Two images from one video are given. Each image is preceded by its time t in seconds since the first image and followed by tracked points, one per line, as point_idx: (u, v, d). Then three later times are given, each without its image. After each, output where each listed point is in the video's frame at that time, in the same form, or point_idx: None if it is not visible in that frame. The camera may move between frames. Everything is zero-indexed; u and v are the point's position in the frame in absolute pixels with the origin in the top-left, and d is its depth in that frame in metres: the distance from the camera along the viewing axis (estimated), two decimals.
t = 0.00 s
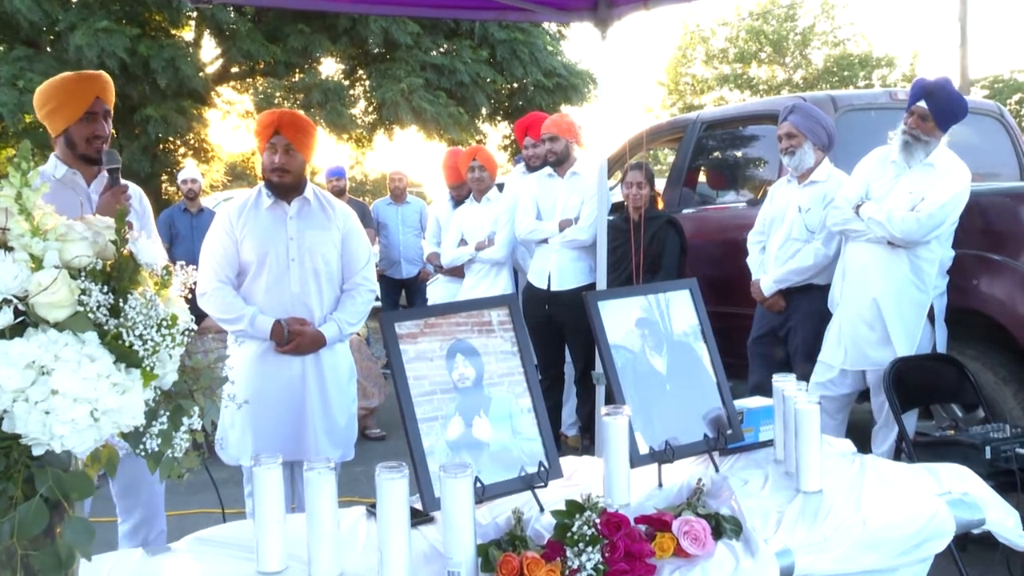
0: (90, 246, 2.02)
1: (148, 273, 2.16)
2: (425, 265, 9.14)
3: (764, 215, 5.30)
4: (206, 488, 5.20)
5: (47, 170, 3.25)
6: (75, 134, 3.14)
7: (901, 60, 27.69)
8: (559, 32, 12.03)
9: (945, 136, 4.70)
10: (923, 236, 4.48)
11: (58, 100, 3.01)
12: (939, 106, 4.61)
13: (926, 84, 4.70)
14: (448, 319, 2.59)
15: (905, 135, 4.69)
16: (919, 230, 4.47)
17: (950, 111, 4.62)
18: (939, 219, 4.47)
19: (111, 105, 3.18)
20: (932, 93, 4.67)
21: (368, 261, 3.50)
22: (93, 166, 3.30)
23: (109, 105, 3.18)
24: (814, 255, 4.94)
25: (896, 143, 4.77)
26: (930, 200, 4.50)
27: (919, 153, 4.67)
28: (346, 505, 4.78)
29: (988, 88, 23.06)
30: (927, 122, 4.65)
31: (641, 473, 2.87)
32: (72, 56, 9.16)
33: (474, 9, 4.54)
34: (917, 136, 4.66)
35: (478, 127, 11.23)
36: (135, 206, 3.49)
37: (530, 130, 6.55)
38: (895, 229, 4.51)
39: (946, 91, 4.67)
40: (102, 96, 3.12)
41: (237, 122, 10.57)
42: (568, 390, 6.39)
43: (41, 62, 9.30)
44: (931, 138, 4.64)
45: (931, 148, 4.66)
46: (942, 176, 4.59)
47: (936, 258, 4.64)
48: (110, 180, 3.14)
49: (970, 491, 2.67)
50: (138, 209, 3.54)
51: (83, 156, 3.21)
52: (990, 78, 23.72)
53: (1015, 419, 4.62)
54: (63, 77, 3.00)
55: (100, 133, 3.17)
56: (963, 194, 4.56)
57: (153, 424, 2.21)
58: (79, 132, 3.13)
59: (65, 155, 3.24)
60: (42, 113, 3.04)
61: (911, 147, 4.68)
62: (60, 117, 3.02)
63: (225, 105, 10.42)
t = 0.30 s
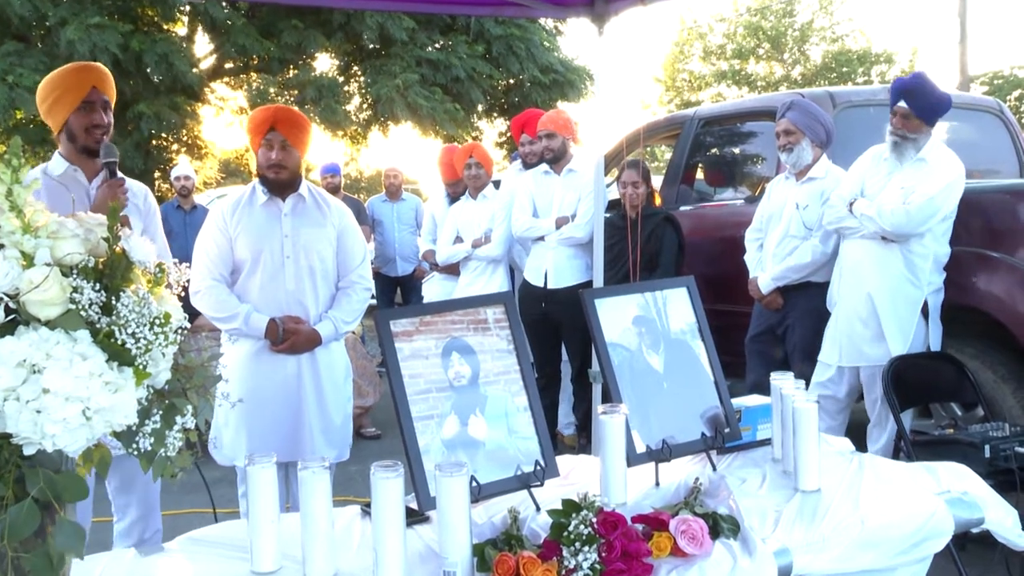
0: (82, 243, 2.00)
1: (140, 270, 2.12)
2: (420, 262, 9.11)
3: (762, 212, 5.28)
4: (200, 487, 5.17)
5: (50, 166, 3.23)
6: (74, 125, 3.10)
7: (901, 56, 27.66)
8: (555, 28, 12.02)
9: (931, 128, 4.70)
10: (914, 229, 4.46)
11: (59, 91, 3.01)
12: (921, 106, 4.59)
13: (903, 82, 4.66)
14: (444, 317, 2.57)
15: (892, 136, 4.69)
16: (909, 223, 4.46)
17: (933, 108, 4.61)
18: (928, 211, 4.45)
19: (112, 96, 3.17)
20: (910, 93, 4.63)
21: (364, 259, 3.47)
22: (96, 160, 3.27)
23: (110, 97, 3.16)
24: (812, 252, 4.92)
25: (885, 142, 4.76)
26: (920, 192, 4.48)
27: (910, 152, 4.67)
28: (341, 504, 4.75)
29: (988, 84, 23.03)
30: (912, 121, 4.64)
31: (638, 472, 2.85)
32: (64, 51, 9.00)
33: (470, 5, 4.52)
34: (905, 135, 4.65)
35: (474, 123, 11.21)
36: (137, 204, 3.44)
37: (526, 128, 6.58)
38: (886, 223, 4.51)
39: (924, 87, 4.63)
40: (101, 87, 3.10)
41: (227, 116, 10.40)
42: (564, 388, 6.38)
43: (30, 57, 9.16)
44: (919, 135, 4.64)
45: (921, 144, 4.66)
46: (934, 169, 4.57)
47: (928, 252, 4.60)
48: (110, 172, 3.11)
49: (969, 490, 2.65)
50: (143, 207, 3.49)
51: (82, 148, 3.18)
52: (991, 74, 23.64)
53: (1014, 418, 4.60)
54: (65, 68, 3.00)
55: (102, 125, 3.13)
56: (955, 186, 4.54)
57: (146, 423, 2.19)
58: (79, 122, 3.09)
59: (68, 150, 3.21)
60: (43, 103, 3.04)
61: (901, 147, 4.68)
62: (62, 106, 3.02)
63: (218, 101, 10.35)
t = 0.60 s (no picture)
0: (76, 239, 1.98)
1: (134, 266, 2.08)
2: (417, 259, 9.09)
3: (762, 209, 5.26)
4: (195, 486, 5.15)
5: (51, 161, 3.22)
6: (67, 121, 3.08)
7: (902, 51, 27.57)
8: (554, 23, 12.00)
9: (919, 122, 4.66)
10: (912, 223, 4.45)
11: (56, 85, 2.99)
12: (899, 108, 4.57)
13: (876, 87, 4.65)
14: (441, 314, 2.55)
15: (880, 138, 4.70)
16: (907, 217, 4.46)
17: (912, 105, 4.58)
18: (926, 204, 4.43)
19: (111, 94, 3.12)
20: (885, 97, 4.63)
21: (360, 255, 3.44)
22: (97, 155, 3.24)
23: (108, 95, 3.11)
24: (812, 249, 4.90)
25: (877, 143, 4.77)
26: (916, 185, 4.47)
27: (900, 151, 4.65)
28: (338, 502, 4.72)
29: (990, 79, 22.96)
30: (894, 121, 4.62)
31: (636, 470, 2.83)
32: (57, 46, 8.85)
33: None
34: (891, 136, 4.65)
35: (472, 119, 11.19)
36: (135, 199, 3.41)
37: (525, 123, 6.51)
38: (884, 218, 4.50)
39: (897, 87, 4.61)
40: (98, 84, 3.06)
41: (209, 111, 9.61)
42: (562, 385, 6.35)
43: (22, 51, 9.03)
44: (905, 133, 4.62)
45: (910, 140, 4.64)
46: (929, 161, 4.56)
47: (931, 247, 4.60)
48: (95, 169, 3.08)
49: (971, 488, 2.63)
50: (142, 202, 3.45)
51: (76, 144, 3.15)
52: (993, 69, 23.55)
53: (1016, 416, 4.58)
54: (64, 61, 2.98)
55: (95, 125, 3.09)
56: (953, 177, 4.52)
57: (140, 422, 2.18)
58: (72, 119, 3.06)
59: (69, 146, 3.19)
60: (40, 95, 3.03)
61: (891, 148, 4.68)
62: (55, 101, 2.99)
63: (213, 96, 10.32)
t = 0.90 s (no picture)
0: (70, 237, 1.96)
1: (130, 264, 2.07)
2: (414, 257, 9.07)
3: (762, 207, 5.23)
4: (190, 486, 5.12)
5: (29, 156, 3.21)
6: (47, 117, 3.06)
7: (903, 47, 27.42)
8: (552, 18, 11.98)
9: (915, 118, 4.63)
10: (914, 220, 4.43)
11: (38, 80, 2.97)
12: (891, 108, 4.55)
13: (866, 91, 4.65)
14: (438, 312, 2.54)
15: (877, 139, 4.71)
16: (909, 214, 4.44)
17: (904, 103, 4.56)
18: (928, 200, 4.41)
19: (94, 96, 3.10)
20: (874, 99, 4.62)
21: (356, 253, 3.38)
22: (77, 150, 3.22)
23: (91, 96, 3.09)
24: (813, 247, 4.88)
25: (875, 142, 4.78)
26: (917, 180, 4.45)
27: (897, 150, 4.66)
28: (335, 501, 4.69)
29: (992, 75, 22.86)
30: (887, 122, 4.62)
31: (636, 469, 2.81)
32: (52, 42, 8.90)
33: None
34: (887, 136, 4.65)
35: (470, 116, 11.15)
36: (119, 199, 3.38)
37: (523, 118, 6.43)
38: (886, 216, 4.48)
39: (886, 87, 4.59)
40: (80, 83, 3.04)
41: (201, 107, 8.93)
42: (561, 384, 6.33)
43: (15, 47, 9.06)
44: (901, 131, 4.62)
45: (907, 138, 4.63)
46: (929, 157, 4.54)
47: (934, 244, 4.58)
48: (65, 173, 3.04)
49: (972, 488, 2.61)
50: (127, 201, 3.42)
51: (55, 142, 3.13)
52: (996, 65, 23.40)
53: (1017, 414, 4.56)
54: (48, 58, 2.97)
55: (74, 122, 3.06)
56: (955, 172, 4.52)
57: (135, 421, 2.18)
58: (51, 115, 3.04)
59: (48, 142, 3.17)
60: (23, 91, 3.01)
61: (888, 148, 4.69)
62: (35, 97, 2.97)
63: (208, 93, 10.36)
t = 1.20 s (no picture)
0: (56, 235, 1.89)
1: (119, 263, 2.00)
2: (409, 256, 9.01)
3: (765, 203, 5.14)
4: (180, 489, 5.03)
5: None
6: None
7: (907, 42, 27.33)
8: (549, 13, 11.91)
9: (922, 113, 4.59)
10: (923, 218, 4.38)
11: None
12: (899, 105, 4.50)
13: (872, 87, 4.58)
14: (434, 312, 2.49)
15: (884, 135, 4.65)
16: (918, 212, 4.38)
17: (912, 99, 4.50)
18: (938, 198, 4.36)
19: (36, 84, 3.00)
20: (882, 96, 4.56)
21: (350, 251, 3.18)
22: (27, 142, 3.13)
23: (33, 84, 2.99)
24: (816, 245, 4.81)
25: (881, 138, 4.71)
26: (927, 178, 4.39)
27: (904, 146, 4.61)
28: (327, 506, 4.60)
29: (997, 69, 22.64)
30: (895, 118, 4.56)
31: (635, 471, 2.76)
32: (35, 35, 8.67)
33: None
34: (894, 133, 4.60)
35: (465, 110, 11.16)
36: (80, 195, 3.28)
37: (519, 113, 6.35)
38: (893, 213, 4.42)
39: (894, 82, 4.53)
40: (21, 72, 2.95)
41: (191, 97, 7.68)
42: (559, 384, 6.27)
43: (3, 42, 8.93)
44: (908, 128, 4.57)
45: (913, 135, 4.58)
46: (937, 153, 4.48)
47: (940, 242, 4.52)
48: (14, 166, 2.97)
49: (979, 491, 2.56)
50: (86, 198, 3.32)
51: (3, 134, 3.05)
52: (1002, 59, 23.12)
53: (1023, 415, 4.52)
54: None
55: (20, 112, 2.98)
56: (965, 169, 4.45)
57: (123, 423, 2.19)
58: None
59: None
60: None
61: (895, 144, 4.63)
62: None
63: (199, 87, 10.31)
